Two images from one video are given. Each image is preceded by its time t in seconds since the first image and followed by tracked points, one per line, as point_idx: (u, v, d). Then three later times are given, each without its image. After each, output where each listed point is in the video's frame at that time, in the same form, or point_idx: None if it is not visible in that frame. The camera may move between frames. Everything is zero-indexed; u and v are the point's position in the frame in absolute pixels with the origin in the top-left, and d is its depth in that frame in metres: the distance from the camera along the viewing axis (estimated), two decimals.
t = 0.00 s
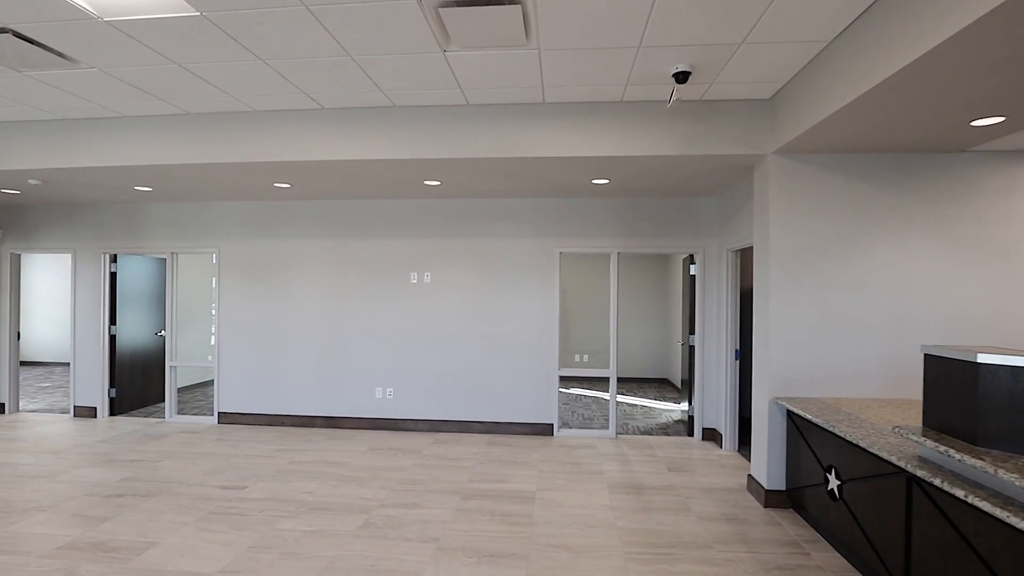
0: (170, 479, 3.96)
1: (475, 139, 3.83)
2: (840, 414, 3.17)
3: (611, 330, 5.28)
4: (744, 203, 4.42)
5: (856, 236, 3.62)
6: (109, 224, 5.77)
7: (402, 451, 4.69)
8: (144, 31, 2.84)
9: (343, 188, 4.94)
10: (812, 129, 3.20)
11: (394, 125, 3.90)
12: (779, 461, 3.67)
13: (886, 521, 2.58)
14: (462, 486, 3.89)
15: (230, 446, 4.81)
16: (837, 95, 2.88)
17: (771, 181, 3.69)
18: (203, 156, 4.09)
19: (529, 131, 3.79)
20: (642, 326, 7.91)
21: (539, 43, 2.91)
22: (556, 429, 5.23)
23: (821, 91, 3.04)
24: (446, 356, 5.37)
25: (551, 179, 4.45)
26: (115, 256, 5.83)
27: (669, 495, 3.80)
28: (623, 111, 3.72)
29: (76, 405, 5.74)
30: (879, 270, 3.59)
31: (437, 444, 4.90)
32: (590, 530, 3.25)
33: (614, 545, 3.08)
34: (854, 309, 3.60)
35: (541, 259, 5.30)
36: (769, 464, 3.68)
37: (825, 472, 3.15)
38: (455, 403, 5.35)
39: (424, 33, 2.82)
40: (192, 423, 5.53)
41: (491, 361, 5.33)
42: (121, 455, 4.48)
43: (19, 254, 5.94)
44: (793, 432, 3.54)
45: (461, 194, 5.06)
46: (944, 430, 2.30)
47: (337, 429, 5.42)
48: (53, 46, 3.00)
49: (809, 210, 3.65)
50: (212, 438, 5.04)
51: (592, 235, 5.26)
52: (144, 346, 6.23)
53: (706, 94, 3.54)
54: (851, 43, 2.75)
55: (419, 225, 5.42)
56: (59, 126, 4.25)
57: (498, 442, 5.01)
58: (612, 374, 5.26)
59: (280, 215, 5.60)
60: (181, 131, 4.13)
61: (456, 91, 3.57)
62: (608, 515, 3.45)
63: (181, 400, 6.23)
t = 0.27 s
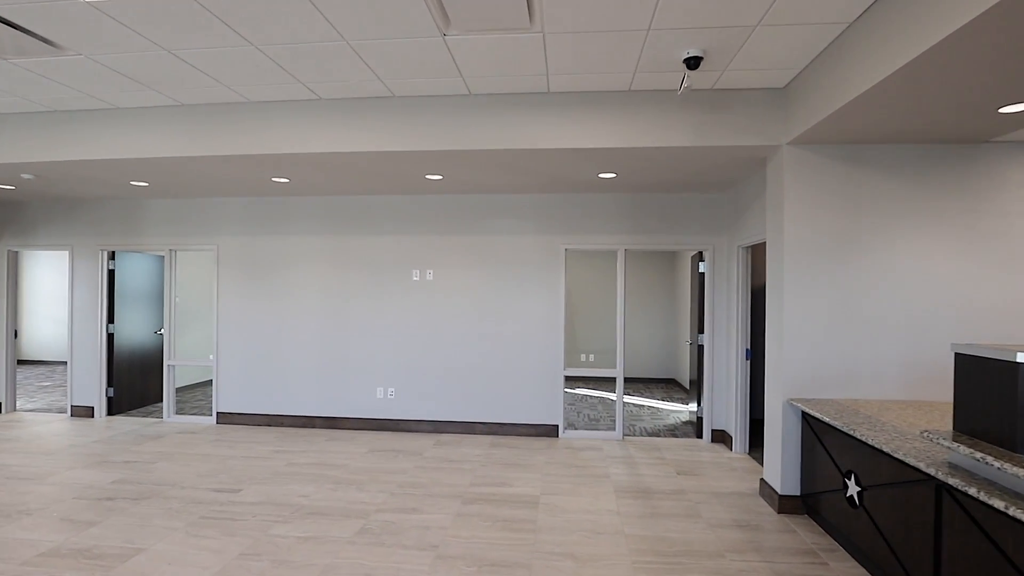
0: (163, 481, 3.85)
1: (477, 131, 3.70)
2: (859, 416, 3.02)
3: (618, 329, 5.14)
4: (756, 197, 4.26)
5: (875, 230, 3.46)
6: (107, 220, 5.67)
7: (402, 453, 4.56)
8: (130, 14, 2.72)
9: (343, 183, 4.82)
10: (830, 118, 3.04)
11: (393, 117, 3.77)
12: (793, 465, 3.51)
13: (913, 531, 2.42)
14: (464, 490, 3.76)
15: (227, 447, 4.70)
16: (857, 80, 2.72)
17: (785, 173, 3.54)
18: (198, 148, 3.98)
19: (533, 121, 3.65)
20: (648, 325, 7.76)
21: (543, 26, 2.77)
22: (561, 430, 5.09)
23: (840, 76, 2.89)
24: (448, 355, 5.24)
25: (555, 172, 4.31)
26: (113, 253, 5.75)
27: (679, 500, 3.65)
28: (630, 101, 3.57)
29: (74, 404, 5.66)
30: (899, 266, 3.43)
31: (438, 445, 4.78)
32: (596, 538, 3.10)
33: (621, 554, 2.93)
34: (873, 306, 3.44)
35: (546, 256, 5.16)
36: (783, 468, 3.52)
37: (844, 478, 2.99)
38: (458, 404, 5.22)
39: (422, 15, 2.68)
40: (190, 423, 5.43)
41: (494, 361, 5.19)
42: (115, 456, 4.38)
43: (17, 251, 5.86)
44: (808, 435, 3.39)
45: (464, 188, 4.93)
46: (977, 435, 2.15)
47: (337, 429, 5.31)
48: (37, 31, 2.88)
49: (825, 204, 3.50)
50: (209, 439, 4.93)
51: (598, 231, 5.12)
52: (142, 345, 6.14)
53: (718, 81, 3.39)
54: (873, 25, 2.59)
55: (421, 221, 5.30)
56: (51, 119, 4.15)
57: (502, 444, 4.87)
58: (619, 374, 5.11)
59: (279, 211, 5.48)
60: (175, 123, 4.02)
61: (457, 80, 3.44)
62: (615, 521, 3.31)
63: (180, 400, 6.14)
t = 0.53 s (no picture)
0: (150, 485, 3.72)
1: (476, 119, 3.54)
2: (879, 420, 2.83)
3: (624, 328, 4.97)
4: (767, 190, 4.08)
5: (894, 223, 3.28)
6: (99, 216, 5.55)
7: (399, 456, 4.41)
8: None
9: (339, 177, 4.68)
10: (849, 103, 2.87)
11: (389, 105, 3.61)
12: (807, 471, 3.32)
13: (943, 545, 2.24)
14: (462, 495, 3.60)
15: (219, 450, 4.56)
16: (877, 62, 2.55)
17: (799, 163, 3.36)
18: (188, 139, 3.84)
19: (534, 110, 3.49)
20: (654, 324, 7.59)
21: (544, 4, 2.61)
22: (565, 432, 4.93)
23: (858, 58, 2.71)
24: (448, 355, 5.09)
25: (558, 164, 4.15)
26: (106, 250, 5.62)
27: (687, 507, 3.48)
28: (636, 88, 3.41)
29: (66, 404, 5.54)
30: (920, 261, 3.25)
31: (437, 448, 4.62)
32: (599, 548, 2.94)
33: (626, 565, 2.77)
34: (892, 304, 3.26)
35: (549, 252, 5.00)
36: (796, 474, 3.33)
37: (863, 485, 2.81)
38: (458, 405, 5.06)
39: None
40: (184, 425, 5.30)
41: (495, 360, 5.03)
42: (103, 458, 4.25)
43: (8, 248, 5.75)
44: (823, 439, 3.20)
45: (464, 182, 4.77)
46: (1016, 442, 1.97)
47: (333, 431, 5.16)
48: (10, 13, 2.74)
49: (842, 196, 3.32)
50: (201, 441, 4.79)
51: (602, 227, 4.96)
52: (136, 344, 6.01)
53: (728, 66, 3.23)
54: (897, 0, 2.41)
55: (421, 217, 5.14)
56: (36, 110, 4.02)
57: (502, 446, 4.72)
58: (624, 374, 4.95)
59: (275, 206, 5.34)
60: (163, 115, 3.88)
61: (455, 66, 3.28)
62: (619, 530, 3.15)
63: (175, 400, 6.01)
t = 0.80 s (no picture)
0: (129, 492, 3.55)
1: (470, 107, 3.35)
2: (900, 423, 2.61)
3: (628, 326, 4.79)
4: (779, 181, 3.88)
5: (916, 215, 3.07)
6: (86, 212, 5.39)
7: (392, 460, 4.22)
8: None
9: (331, 169, 4.50)
10: (867, 86, 2.66)
11: (378, 92, 3.42)
12: (820, 479, 3.09)
13: (979, 565, 2.01)
14: (456, 504, 3.41)
15: (206, 454, 4.39)
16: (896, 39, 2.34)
17: (813, 151, 3.15)
18: (169, 129, 3.66)
19: (532, 96, 3.29)
20: (659, 322, 7.39)
21: None
22: (566, 435, 4.74)
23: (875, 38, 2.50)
24: (445, 354, 4.90)
25: (558, 155, 3.95)
26: (93, 246, 5.45)
27: (694, 516, 3.29)
28: (640, 72, 3.21)
29: (52, 406, 5.38)
30: (943, 253, 3.04)
31: (432, 451, 4.44)
32: (600, 562, 2.75)
33: None
34: (913, 300, 3.05)
35: (550, 248, 4.81)
36: (809, 481, 3.11)
37: (882, 496, 2.58)
38: (455, 407, 4.87)
39: None
40: (172, 427, 5.13)
41: (494, 361, 4.85)
42: (84, 463, 4.09)
43: None
44: (838, 443, 2.98)
45: (461, 175, 4.58)
46: None
47: (326, 434, 4.98)
48: None
49: (859, 185, 3.11)
50: (189, 444, 4.62)
51: (605, 221, 4.76)
52: (126, 343, 5.85)
53: (737, 49, 3.02)
54: None
55: (417, 211, 4.95)
56: (12, 100, 3.85)
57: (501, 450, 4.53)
58: (628, 375, 4.77)
59: (267, 201, 5.16)
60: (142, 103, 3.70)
61: (447, 49, 3.09)
62: (622, 542, 2.95)
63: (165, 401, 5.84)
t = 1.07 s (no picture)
0: (104, 501, 3.37)
1: (461, 93, 3.15)
2: (923, 430, 2.40)
3: (630, 326, 4.60)
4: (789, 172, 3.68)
5: (938, 206, 2.86)
6: (69, 208, 5.21)
7: (383, 465, 4.04)
8: None
9: (319, 162, 4.31)
10: (889, 66, 2.45)
11: (365, 78, 3.23)
12: (834, 487, 2.88)
13: None
14: (448, 513, 3.23)
15: (189, 459, 4.21)
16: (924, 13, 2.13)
17: (827, 137, 2.93)
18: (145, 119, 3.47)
19: (527, 82, 3.10)
20: (661, 321, 7.21)
21: None
22: (565, 439, 4.56)
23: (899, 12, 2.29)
24: (440, 354, 4.71)
25: (555, 146, 3.76)
26: (77, 243, 5.29)
27: (699, 526, 3.10)
28: (642, 56, 3.01)
29: (35, 408, 5.22)
30: (968, 245, 2.83)
31: (426, 456, 4.25)
32: None
33: None
34: (935, 298, 2.85)
35: (548, 244, 4.62)
36: (822, 490, 2.90)
37: (904, 508, 2.36)
38: (450, 410, 4.68)
39: None
40: (158, 430, 4.96)
41: (490, 361, 4.66)
42: (61, 470, 3.92)
43: None
44: (853, 450, 2.77)
45: (455, 167, 4.39)
46: None
47: (317, 437, 4.80)
48: None
49: (876, 174, 2.91)
50: (173, 449, 4.45)
51: (606, 216, 4.57)
52: (112, 343, 5.68)
53: (746, 28, 2.81)
54: None
55: (410, 206, 4.76)
56: None
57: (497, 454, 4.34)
58: (630, 376, 4.58)
59: (255, 196, 4.98)
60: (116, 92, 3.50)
61: (437, 30, 2.90)
62: (623, 556, 2.77)
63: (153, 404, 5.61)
